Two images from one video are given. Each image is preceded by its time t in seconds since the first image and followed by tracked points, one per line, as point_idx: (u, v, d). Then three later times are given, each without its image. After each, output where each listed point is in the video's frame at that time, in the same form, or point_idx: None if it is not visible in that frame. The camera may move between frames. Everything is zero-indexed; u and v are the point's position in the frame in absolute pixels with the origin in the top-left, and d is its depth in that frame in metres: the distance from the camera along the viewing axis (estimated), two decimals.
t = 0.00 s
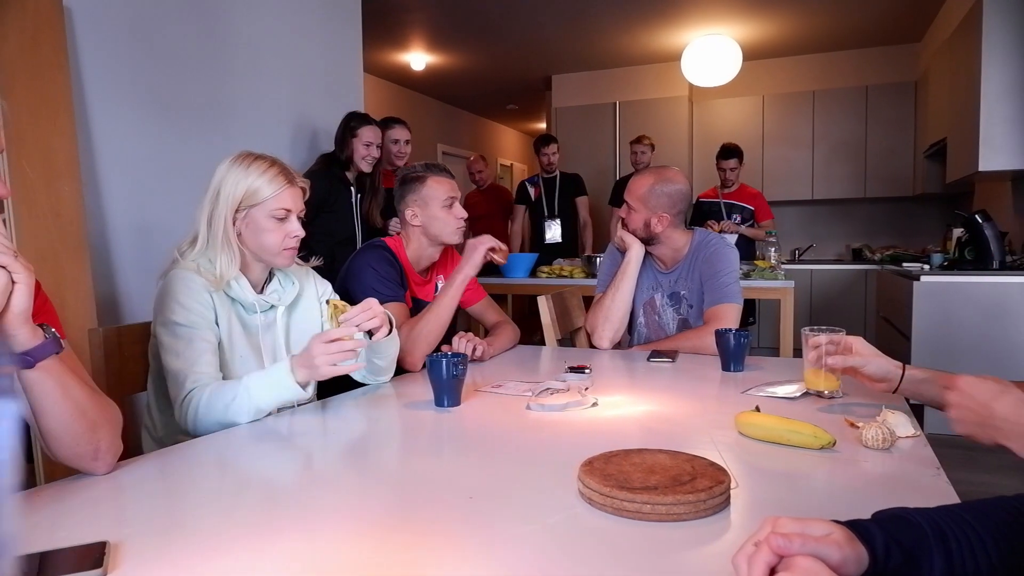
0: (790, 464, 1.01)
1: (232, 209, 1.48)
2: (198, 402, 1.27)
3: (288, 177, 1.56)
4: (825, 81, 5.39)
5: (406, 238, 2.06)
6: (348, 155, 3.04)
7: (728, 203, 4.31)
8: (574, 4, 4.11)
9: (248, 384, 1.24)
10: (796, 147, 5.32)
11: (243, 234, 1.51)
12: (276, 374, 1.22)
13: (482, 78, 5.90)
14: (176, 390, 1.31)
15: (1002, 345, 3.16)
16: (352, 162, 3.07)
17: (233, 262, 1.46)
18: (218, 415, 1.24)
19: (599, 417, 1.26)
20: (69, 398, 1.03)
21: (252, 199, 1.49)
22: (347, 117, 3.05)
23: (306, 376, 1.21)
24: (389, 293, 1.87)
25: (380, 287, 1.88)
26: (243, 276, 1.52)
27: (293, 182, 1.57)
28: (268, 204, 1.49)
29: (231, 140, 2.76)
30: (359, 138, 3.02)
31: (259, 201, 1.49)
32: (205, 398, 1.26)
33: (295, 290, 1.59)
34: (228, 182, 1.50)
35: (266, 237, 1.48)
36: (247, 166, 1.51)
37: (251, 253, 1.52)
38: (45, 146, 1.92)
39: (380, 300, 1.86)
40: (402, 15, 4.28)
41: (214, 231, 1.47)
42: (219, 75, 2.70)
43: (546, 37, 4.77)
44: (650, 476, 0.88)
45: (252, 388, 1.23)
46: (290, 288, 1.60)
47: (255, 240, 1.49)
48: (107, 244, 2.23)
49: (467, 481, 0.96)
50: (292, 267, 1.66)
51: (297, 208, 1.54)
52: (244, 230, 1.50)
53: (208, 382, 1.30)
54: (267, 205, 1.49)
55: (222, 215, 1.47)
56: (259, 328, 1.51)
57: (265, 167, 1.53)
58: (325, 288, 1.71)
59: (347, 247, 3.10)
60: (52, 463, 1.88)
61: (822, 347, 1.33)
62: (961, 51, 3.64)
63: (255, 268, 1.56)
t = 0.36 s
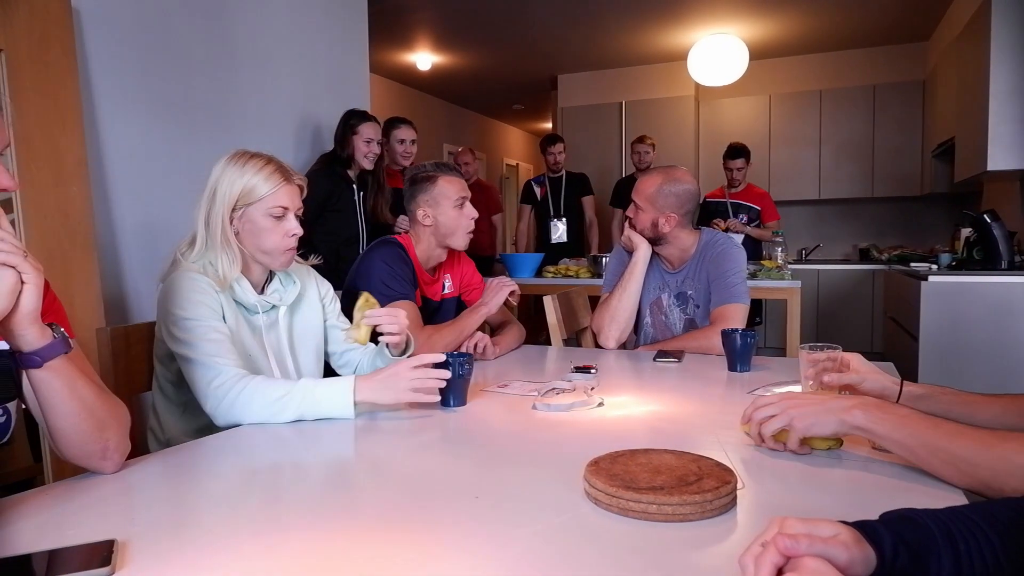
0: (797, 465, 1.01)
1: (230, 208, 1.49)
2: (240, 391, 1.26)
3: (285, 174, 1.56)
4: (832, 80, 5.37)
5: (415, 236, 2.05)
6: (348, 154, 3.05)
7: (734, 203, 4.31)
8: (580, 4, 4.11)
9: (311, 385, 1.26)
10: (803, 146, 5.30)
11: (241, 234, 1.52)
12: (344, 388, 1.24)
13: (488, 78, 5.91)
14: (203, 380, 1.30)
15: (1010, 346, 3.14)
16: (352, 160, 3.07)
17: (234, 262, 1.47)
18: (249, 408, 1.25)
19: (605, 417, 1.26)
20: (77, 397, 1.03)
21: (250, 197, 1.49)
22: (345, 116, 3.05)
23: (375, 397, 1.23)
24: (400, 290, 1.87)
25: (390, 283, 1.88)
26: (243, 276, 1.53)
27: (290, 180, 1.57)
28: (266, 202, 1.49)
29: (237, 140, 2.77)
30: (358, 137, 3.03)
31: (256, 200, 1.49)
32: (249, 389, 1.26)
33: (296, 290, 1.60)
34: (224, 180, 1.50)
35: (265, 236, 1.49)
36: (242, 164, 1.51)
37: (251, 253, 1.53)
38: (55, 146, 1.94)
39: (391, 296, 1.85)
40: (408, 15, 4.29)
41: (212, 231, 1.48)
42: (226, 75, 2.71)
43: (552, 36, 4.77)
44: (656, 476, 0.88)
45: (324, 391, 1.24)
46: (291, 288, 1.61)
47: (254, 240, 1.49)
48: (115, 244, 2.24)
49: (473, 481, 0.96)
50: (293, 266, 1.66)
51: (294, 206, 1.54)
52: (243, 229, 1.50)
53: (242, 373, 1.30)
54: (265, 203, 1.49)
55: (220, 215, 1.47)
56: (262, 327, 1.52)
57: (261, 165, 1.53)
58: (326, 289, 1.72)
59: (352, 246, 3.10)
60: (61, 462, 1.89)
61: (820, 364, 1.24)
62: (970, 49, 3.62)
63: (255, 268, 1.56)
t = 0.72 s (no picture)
0: (802, 465, 1.01)
1: (231, 210, 1.48)
2: (273, 384, 1.29)
3: (286, 175, 1.56)
4: (837, 80, 5.35)
5: (420, 236, 2.05)
6: (347, 154, 3.04)
7: (739, 203, 4.30)
8: (584, 3, 4.10)
9: (346, 378, 1.30)
10: (809, 145, 5.29)
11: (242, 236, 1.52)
12: (376, 382, 1.29)
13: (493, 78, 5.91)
14: (230, 377, 1.31)
15: (1017, 346, 3.12)
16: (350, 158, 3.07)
17: (238, 265, 1.48)
18: (281, 402, 1.27)
19: (609, 417, 1.26)
20: (82, 397, 1.04)
21: (251, 199, 1.49)
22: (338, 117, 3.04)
23: (405, 392, 1.28)
24: (402, 292, 1.87)
25: (393, 284, 1.87)
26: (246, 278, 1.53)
27: (291, 180, 1.57)
28: (268, 203, 1.49)
29: (243, 140, 2.78)
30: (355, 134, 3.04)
31: (257, 201, 1.49)
32: (282, 382, 1.29)
33: (298, 290, 1.60)
34: (225, 182, 1.49)
35: (267, 237, 1.49)
36: (242, 166, 1.51)
37: (253, 254, 1.53)
38: (61, 147, 1.94)
39: (393, 298, 1.86)
40: (413, 15, 4.29)
41: (214, 233, 1.48)
42: (231, 75, 2.72)
43: (557, 36, 4.76)
44: (660, 476, 0.88)
45: (360, 384, 1.29)
46: (293, 289, 1.61)
47: (255, 242, 1.49)
48: (122, 244, 2.25)
49: (476, 480, 0.96)
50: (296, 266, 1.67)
51: (296, 207, 1.54)
52: (244, 230, 1.50)
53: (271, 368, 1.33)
54: (267, 204, 1.49)
55: (222, 217, 1.47)
56: (267, 328, 1.52)
57: (262, 165, 1.52)
58: (330, 288, 1.73)
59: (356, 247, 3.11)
60: (68, 461, 1.90)
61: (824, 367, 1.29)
62: (976, 48, 3.60)
63: (257, 269, 1.56)
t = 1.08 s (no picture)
0: (807, 466, 1.01)
1: (241, 212, 1.48)
2: (272, 388, 1.28)
3: (296, 177, 1.56)
4: (843, 79, 5.34)
5: (427, 237, 2.05)
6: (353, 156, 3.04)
7: (744, 203, 4.30)
8: (589, 3, 4.10)
9: (352, 383, 1.29)
10: (813, 145, 5.28)
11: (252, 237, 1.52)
12: (379, 389, 1.28)
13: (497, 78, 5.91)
14: (229, 378, 1.32)
15: None
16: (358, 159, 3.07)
17: (246, 266, 1.49)
18: (279, 405, 1.27)
19: (614, 417, 1.26)
20: (88, 397, 1.04)
21: (261, 201, 1.49)
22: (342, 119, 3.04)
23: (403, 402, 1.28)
24: (411, 293, 1.86)
25: (401, 284, 1.86)
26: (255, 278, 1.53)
27: (301, 182, 1.57)
28: (278, 205, 1.49)
29: (248, 140, 2.79)
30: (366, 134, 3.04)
31: (267, 203, 1.49)
32: (281, 386, 1.29)
33: (306, 290, 1.60)
34: (235, 184, 1.49)
35: (277, 239, 1.49)
36: (254, 167, 1.51)
37: (263, 255, 1.53)
38: (68, 147, 1.95)
39: (402, 297, 1.85)
40: (418, 15, 4.30)
41: (224, 234, 1.48)
42: (237, 76, 2.72)
43: (561, 36, 4.77)
44: (665, 477, 0.87)
45: (370, 390, 1.28)
46: (300, 290, 1.61)
47: (265, 243, 1.49)
48: (127, 244, 2.26)
49: (480, 481, 0.96)
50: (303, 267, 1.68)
51: (306, 209, 1.54)
52: (254, 232, 1.50)
53: (270, 371, 1.33)
54: (277, 206, 1.49)
55: (232, 218, 1.47)
56: (273, 328, 1.53)
57: (272, 167, 1.52)
58: (338, 289, 1.73)
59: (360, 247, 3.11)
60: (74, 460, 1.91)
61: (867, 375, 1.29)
62: (982, 47, 3.59)
63: (266, 270, 1.56)
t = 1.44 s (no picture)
0: (813, 468, 1.00)
1: (252, 213, 1.48)
2: (253, 396, 1.26)
3: (309, 180, 1.56)
4: (847, 79, 5.32)
5: (431, 237, 2.05)
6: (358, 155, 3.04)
7: (748, 203, 4.29)
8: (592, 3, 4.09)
9: (331, 388, 1.25)
10: (817, 145, 5.26)
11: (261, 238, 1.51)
12: (358, 391, 1.25)
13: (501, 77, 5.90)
14: (212, 382, 1.31)
15: None
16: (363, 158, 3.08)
17: (253, 267, 1.48)
18: (260, 412, 1.24)
19: (619, 417, 1.26)
20: (91, 397, 1.04)
21: (272, 204, 1.48)
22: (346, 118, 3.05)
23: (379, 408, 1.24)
24: (414, 293, 1.85)
25: (404, 284, 1.86)
26: (262, 278, 1.53)
27: (313, 186, 1.57)
28: (289, 209, 1.49)
29: (252, 140, 2.79)
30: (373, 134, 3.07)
31: (278, 206, 1.49)
32: (261, 393, 1.26)
33: (311, 290, 1.60)
34: (248, 184, 1.49)
35: (285, 242, 1.49)
36: (267, 168, 1.51)
37: (270, 257, 1.53)
38: (71, 147, 1.95)
39: (405, 297, 1.84)
40: (421, 15, 4.29)
41: (233, 233, 1.48)
42: (241, 76, 2.72)
43: (565, 36, 4.76)
44: (672, 478, 0.87)
45: (369, 392, 1.25)
46: (306, 290, 1.61)
47: (274, 246, 1.49)
48: (131, 244, 2.26)
49: (486, 482, 0.95)
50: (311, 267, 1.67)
51: (316, 212, 1.54)
52: (263, 234, 1.50)
53: (250, 378, 1.30)
54: (288, 210, 1.49)
55: (243, 219, 1.47)
56: (279, 328, 1.53)
57: (285, 170, 1.52)
58: (342, 288, 1.72)
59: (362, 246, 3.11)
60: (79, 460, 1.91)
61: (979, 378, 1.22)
62: (987, 47, 3.57)
63: (273, 270, 1.56)
